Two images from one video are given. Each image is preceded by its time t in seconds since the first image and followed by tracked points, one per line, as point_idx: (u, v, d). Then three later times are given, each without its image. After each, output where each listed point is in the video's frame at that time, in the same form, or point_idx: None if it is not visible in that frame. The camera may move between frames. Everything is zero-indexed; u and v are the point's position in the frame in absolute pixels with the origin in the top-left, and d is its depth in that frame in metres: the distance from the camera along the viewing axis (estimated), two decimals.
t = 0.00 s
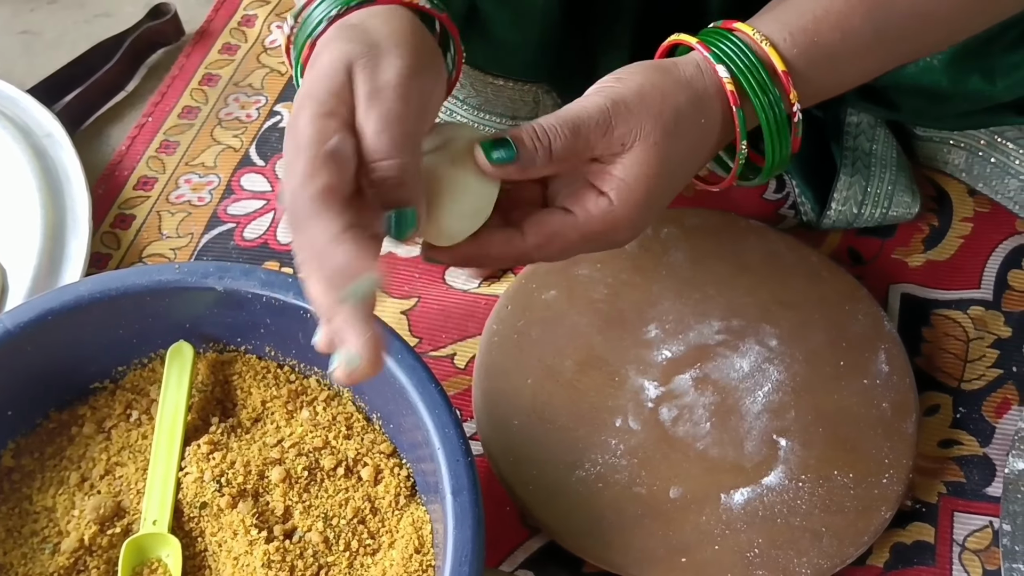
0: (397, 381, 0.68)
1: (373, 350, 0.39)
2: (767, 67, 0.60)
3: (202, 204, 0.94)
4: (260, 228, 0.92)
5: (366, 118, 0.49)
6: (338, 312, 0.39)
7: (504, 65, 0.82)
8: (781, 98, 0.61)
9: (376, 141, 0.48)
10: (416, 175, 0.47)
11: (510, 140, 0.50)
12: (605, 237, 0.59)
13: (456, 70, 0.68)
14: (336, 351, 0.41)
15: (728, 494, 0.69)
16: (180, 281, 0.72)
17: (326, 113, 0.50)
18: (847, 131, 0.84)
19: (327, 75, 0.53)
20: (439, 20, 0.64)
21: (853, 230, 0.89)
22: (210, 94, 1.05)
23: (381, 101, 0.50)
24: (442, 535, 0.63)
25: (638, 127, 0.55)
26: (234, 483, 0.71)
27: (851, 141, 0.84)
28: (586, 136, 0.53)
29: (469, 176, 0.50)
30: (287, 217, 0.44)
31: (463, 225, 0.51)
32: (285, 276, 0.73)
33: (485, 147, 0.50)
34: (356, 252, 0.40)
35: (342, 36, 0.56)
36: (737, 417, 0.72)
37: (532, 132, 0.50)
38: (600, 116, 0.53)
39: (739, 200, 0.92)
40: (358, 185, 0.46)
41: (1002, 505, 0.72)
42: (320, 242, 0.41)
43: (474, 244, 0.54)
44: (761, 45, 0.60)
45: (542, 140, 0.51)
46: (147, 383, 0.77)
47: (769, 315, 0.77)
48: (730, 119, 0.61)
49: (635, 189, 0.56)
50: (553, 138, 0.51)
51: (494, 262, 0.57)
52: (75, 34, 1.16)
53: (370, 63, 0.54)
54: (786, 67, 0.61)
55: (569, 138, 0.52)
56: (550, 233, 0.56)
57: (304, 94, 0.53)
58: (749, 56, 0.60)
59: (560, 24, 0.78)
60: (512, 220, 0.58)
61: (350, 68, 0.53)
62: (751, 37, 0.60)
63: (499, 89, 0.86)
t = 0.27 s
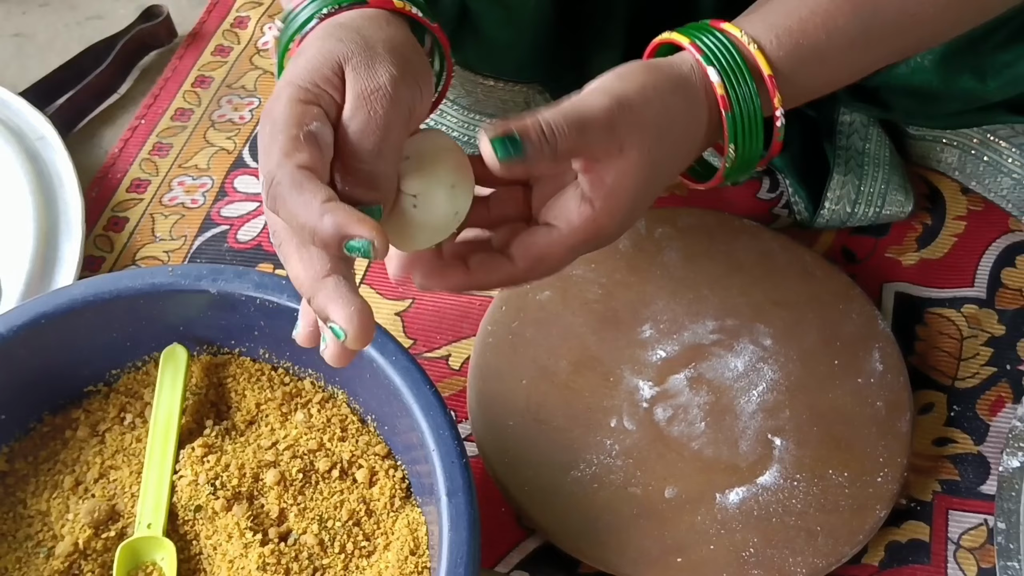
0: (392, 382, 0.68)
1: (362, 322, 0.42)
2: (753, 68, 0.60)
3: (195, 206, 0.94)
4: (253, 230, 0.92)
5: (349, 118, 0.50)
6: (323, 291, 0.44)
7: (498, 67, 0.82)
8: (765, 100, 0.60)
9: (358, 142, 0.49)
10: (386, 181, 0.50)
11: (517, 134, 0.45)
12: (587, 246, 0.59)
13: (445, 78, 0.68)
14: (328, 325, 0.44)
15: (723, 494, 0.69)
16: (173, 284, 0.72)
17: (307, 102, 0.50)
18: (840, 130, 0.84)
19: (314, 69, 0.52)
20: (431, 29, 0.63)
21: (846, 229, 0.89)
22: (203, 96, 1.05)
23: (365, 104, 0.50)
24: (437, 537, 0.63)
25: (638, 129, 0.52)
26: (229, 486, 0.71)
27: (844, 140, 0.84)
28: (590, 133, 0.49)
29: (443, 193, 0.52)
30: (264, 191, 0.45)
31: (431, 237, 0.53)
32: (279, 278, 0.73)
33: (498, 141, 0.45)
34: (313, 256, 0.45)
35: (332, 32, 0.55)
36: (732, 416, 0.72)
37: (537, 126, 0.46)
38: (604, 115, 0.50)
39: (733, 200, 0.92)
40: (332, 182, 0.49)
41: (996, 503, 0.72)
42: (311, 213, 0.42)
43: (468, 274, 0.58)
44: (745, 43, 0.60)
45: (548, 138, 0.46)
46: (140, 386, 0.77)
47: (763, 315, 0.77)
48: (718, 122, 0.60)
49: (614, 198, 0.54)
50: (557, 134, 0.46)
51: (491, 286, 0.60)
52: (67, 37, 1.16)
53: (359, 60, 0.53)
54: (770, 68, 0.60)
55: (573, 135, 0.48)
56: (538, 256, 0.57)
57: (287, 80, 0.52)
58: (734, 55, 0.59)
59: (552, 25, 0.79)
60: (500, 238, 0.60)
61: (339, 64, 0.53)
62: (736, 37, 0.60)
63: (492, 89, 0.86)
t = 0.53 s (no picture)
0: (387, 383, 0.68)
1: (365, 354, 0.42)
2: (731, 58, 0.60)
3: (189, 209, 0.94)
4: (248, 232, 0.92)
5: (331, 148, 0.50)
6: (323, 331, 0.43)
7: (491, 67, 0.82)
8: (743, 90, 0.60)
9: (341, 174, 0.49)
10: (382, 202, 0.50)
11: (466, 135, 0.55)
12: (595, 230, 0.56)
13: (433, 79, 0.68)
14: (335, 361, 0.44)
15: (719, 493, 0.69)
16: (167, 287, 0.72)
17: (292, 141, 0.50)
18: (833, 130, 0.84)
19: (296, 102, 0.53)
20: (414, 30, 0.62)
21: (841, 228, 0.89)
22: (197, 98, 1.05)
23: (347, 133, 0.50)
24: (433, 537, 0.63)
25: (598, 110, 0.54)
26: (224, 489, 0.70)
27: (837, 139, 0.85)
28: (540, 122, 0.54)
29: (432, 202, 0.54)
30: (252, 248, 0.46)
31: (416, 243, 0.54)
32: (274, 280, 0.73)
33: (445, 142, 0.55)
34: (310, 283, 0.42)
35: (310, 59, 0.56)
36: (727, 415, 0.72)
37: (486, 125, 0.54)
38: (558, 101, 0.54)
39: (727, 199, 0.92)
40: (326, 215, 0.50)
41: (991, 500, 0.72)
42: (285, 275, 0.43)
43: (469, 257, 0.52)
44: (724, 35, 0.60)
45: (493, 129, 0.54)
46: (135, 389, 0.77)
47: (758, 314, 0.77)
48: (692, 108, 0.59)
49: (608, 172, 0.54)
50: (504, 126, 0.54)
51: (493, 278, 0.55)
52: (60, 40, 1.15)
53: (339, 86, 0.53)
54: (750, 58, 0.60)
55: (520, 126, 0.53)
56: (542, 232, 0.53)
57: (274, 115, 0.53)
58: (715, 50, 0.59)
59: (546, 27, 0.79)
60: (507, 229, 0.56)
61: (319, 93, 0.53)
62: (716, 29, 0.61)
63: (485, 90, 0.86)
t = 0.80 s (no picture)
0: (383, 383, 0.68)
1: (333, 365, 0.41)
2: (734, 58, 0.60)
3: (184, 210, 0.94)
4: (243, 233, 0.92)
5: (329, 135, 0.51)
6: (297, 334, 0.42)
7: (487, 67, 0.82)
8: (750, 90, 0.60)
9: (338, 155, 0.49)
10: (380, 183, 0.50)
11: (468, 133, 0.52)
12: (589, 230, 0.56)
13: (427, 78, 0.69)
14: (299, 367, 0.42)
15: (716, 492, 0.69)
16: (162, 289, 0.72)
17: (290, 126, 0.51)
18: (827, 129, 0.84)
19: (297, 91, 0.53)
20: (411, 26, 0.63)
21: (836, 227, 0.89)
22: (191, 99, 1.05)
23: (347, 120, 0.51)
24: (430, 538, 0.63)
25: (602, 113, 0.53)
26: (221, 490, 0.70)
27: (832, 138, 0.84)
28: (543, 122, 0.52)
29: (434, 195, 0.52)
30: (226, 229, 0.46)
31: (415, 246, 0.54)
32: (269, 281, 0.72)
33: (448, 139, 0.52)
34: (274, 276, 0.42)
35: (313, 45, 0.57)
36: (723, 414, 0.72)
37: (489, 123, 0.52)
38: (559, 104, 0.53)
39: (723, 199, 0.92)
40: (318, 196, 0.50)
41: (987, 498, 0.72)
42: (251, 260, 0.43)
43: (458, 255, 0.54)
44: (726, 37, 0.60)
45: (498, 130, 0.52)
46: (131, 391, 0.77)
47: (753, 313, 0.77)
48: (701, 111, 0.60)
49: (600, 175, 0.53)
50: (509, 127, 0.52)
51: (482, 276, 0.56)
52: (54, 42, 1.15)
53: (338, 76, 0.54)
54: (752, 57, 0.60)
55: (526, 126, 0.52)
56: (531, 231, 0.54)
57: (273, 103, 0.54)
58: (717, 50, 0.59)
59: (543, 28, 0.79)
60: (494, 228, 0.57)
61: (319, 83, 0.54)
62: (718, 32, 0.60)
63: (480, 90, 0.87)
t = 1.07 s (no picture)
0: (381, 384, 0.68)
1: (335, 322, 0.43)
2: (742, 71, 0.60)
3: (181, 211, 0.94)
4: (240, 234, 0.92)
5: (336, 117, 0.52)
6: (295, 292, 0.44)
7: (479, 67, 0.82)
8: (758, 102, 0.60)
9: (349, 140, 0.51)
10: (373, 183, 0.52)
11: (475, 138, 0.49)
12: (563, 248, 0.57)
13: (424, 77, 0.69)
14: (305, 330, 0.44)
15: (713, 491, 0.69)
16: (159, 290, 0.72)
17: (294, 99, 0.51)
18: (824, 129, 0.84)
19: (303, 66, 0.54)
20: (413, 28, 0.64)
21: (832, 226, 0.90)
22: (188, 100, 1.05)
23: (354, 104, 0.52)
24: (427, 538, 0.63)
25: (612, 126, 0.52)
26: (218, 491, 0.70)
27: (828, 138, 0.84)
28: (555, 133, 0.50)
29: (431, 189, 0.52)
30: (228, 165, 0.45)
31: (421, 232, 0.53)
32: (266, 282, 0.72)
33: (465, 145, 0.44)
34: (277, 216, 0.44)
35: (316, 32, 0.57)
36: (720, 414, 0.72)
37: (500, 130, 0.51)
38: (574, 111, 0.50)
39: (719, 199, 0.93)
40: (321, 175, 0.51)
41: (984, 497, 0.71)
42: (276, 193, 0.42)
43: (446, 279, 0.56)
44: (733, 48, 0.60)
45: (519, 139, 0.46)
46: (128, 393, 0.77)
47: (750, 312, 0.78)
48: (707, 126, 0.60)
49: (598, 193, 0.53)
50: (530, 137, 0.46)
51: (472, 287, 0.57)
52: (50, 43, 1.15)
53: (347, 59, 0.55)
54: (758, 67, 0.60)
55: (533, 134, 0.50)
56: (515, 256, 0.55)
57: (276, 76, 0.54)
58: (725, 62, 0.59)
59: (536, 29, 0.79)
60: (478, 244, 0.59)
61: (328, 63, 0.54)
62: (725, 42, 0.60)
63: (474, 90, 0.87)
